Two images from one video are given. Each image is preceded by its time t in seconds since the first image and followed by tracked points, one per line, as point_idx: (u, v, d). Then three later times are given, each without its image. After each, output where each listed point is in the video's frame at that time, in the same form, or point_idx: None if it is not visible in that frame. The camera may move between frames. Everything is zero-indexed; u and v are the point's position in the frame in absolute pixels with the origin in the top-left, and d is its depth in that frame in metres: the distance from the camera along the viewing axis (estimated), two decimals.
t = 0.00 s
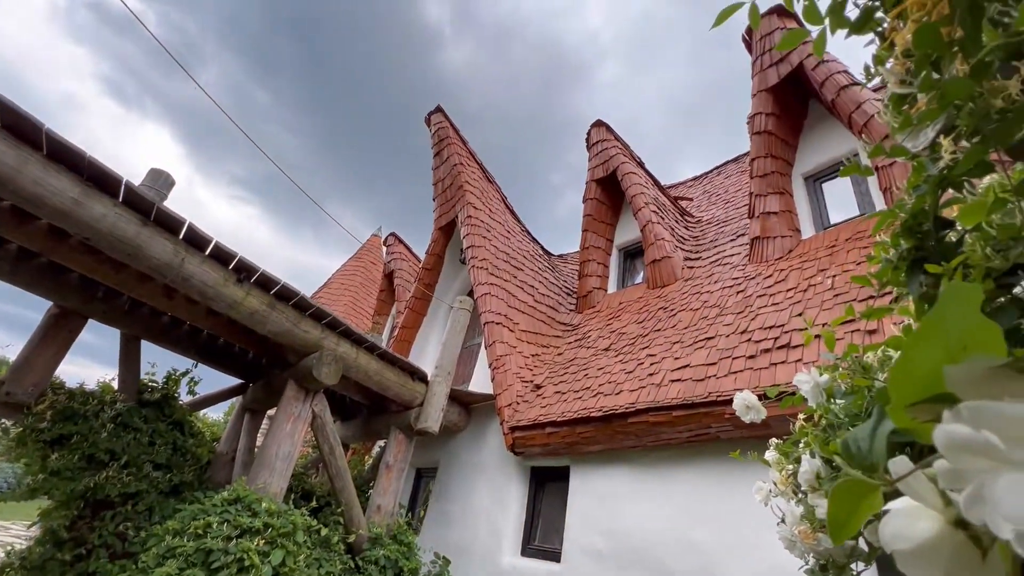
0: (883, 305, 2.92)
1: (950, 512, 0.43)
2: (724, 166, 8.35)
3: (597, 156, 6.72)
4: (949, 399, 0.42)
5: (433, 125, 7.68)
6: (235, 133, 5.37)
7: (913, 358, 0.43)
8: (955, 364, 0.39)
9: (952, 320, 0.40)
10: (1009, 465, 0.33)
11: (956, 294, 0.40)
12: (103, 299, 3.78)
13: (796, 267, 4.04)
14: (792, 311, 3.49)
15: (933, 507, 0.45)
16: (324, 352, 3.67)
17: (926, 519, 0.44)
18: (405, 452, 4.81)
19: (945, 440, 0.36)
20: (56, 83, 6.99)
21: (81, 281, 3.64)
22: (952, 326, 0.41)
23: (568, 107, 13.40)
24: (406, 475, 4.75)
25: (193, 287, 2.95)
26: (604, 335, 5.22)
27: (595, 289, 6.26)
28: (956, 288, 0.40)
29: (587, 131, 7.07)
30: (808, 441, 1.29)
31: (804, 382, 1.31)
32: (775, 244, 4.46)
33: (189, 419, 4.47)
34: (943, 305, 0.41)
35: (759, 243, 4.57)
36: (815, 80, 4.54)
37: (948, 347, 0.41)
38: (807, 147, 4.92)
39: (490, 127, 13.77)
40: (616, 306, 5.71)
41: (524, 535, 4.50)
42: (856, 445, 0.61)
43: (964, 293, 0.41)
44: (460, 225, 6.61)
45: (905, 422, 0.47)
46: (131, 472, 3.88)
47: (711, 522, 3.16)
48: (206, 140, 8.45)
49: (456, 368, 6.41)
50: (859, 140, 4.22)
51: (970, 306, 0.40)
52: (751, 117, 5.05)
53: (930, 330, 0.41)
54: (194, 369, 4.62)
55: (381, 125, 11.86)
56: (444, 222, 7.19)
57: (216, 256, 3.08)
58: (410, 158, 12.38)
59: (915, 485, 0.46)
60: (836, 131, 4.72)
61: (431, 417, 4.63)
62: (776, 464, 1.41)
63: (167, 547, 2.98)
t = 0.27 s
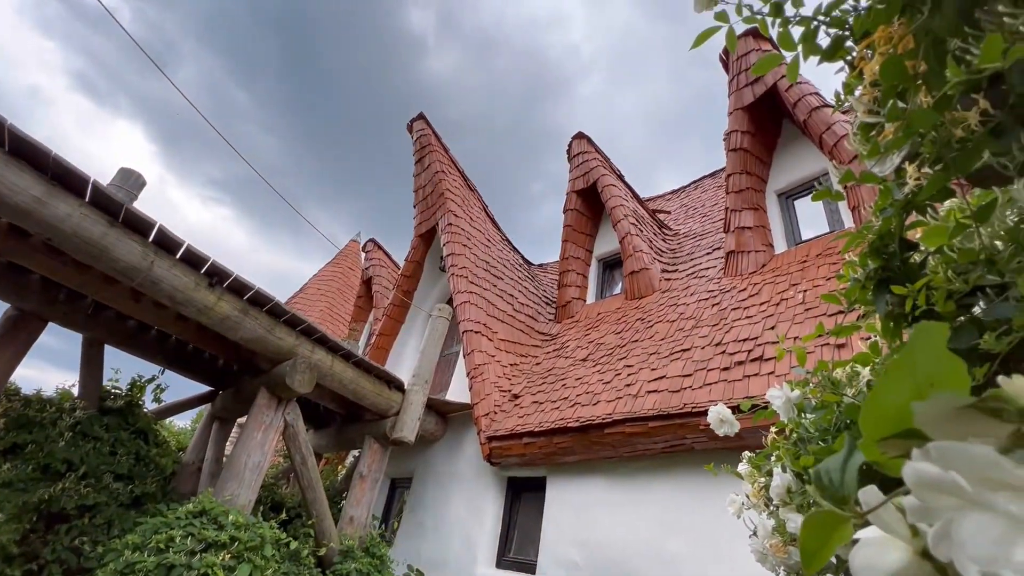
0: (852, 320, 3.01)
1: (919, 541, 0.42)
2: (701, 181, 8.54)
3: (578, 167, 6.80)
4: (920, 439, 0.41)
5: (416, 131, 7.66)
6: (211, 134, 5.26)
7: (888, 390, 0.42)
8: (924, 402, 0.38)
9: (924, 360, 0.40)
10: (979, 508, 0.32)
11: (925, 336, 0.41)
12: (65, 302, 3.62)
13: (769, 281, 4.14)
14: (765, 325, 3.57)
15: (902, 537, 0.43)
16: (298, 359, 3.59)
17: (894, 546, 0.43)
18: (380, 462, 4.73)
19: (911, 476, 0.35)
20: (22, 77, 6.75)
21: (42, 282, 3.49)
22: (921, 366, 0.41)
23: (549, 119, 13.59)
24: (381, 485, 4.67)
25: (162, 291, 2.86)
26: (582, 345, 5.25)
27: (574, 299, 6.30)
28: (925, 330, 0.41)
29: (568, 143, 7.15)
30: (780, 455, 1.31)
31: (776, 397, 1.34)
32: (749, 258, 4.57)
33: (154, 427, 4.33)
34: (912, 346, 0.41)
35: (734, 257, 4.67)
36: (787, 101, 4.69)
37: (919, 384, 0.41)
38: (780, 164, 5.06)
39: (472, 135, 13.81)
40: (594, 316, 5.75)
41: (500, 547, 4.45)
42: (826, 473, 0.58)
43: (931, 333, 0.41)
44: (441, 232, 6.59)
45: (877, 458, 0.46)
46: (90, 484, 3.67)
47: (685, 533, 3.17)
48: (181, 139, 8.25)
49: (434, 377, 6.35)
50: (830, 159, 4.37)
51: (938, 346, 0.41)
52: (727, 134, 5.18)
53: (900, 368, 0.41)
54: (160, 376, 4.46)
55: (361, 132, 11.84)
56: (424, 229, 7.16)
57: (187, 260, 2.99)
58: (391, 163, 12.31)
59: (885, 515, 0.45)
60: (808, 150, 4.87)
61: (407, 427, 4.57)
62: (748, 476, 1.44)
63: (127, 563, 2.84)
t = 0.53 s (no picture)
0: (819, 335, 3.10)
1: None
2: (677, 195, 8.72)
3: (557, 178, 6.86)
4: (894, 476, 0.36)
5: (395, 138, 7.62)
6: (183, 134, 5.13)
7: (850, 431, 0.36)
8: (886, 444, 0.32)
9: (889, 397, 0.35)
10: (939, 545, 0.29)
11: (886, 375, 0.36)
12: (19, 304, 3.45)
13: (740, 295, 4.24)
14: (737, 338, 3.65)
15: None
16: (268, 367, 3.49)
17: None
18: (350, 473, 4.62)
19: (878, 515, 0.32)
20: None
21: None
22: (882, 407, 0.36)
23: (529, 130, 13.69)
24: (351, 497, 4.56)
25: (125, 295, 2.75)
26: (558, 355, 5.26)
27: (551, 309, 6.33)
28: (885, 368, 0.36)
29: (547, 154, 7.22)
30: (749, 468, 1.34)
31: (747, 411, 1.37)
32: (722, 272, 4.68)
33: (113, 437, 4.11)
34: (875, 383, 0.36)
35: (707, 270, 4.77)
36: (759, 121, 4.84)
37: (882, 422, 0.35)
38: (753, 181, 5.20)
39: (453, 143, 13.83)
40: (571, 327, 5.79)
41: (472, 560, 4.39)
42: (796, 506, 0.57)
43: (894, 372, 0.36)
44: (419, 239, 6.55)
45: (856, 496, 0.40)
46: (40, 497, 3.49)
47: (657, 544, 3.19)
48: (152, 138, 8.03)
49: (409, 386, 6.27)
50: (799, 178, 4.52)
51: (903, 383, 0.36)
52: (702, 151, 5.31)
53: (863, 414, 0.36)
54: (121, 384, 4.27)
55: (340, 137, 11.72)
56: (402, 236, 7.10)
57: (152, 264, 2.89)
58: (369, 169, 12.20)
59: (852, 550, 0.41)
60: (778, 168, 5.02)
61: (380, 437, 4.49)
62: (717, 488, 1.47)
63: None
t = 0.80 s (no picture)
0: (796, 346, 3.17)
1: None
2: (657, 205, 8.85)
3: (540, 187, 6.90)
4: (856, 503, 0.34)
5: (378, 143, 7.58)
6: (160, 134, 5.02)
7: (822, 457, 0.35)
8: (860, 463, 0.31)
9: (858, 422, 0.34)
10: None
11: (859, 402, 0.35)
12: None
13: (719, 305, 4.31)
14: (715, 347, 3.71)
15: None
16: (244, 373, 3.41)
17: None
18: (327, 481, 4.55)
19: (848, 542, 0.30)
20: None
21: None
22: (854, 430, 0.35)
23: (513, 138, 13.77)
24: (327, 506, 4.48)
25: (95, 299, 2.66)
26: (540, 363, 5.27)
27: (533, 316, 6.35)
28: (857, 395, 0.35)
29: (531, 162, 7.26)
30: (727, 478, 1.36)
31: (725, 422, 1.39)
32: (701, 281, 4.75)
33: (78, 445, 3.95)
34: (844, 413, 0.36)
35: (687, 280, 4.85)
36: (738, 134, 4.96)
37: (852, 450, 0.34)
38: (731, 193, 5.31)
39: (436, 149, 13.83)
40: (552, 334, 5.80)
41: (450, 570, 4.34)
42: (772, 531, 0.53)
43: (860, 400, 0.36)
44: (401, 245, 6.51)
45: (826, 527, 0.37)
46: None
47: (636, 552, 3.20)
48: (127, 137, 7.84)
49: (388, 393, 6.19)
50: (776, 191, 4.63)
51: (870, 411, 0.35)
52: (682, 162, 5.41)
53: (834, 436, 0.35)
54: (88, 390, 4.12)
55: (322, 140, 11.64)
56: (384, 241, 7.05)
57: (124, 267, 2.80)
58: (351, 172, 12.11)
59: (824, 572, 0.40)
60: (756, 181, 5.14)
61: (358, 445, 4.43)
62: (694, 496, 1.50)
63: None
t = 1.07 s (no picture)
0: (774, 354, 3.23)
1: None
2: (639, 213, 8.97)
3: (523, 193, 6.93)
4: (868, 512, 0.35)
5: (361, 145, 7.52)
6: (135, 133, 4.90)
7: (836, 469, 0.35)
8: (870, 472, 0.32)
9: (868, 437, 0.34)
10: None
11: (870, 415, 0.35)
12: None
13: (699, 313, 4.37)
14: (695, 354, 3.75)
15: None
16: (219, 379, 3.32)
17: None
18: (304, 490, 4.45)
19: (860, 555, 0.30)
20: None
21: None
22: (866, 441, 0.35)
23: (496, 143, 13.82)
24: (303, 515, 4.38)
25: (62, 301, 2.57)
26: (522, 369, 5.26)
27: (515, 322, 6.35)
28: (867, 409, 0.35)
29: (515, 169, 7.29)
30: (710, 485, 1.37)
31: (709, 430, 1.40)
32: (682, 289, 4.82)
33: (40, 454, 3.78)
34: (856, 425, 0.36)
35: (667, 288, 4.91)
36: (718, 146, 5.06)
37: (862, 461, 0.35)
38: (711, 203, 5.41)
39: (419, 153, 13.79)
40: (535, 340, 5.81)
41: None
42: (780, 540, 0.52)
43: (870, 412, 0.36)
44: (383, 249, 6.45)
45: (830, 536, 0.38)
46: None
47: (616, 559, 3.20)
48: (100, 136, 7.62)
49: (368, 399, 6.10)
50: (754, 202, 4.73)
51: (878, 422, 0.35)
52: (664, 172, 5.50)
53: (848, 449, 0.35)
54: (52, 396, 3.97)
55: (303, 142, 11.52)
56: (366, 245, 6.98)
57: (94, 269, 2.71)
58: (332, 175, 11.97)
59: None
60: (735, 192, 5.25)
61: (337, 452, 4.35)
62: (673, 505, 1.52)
63: None
